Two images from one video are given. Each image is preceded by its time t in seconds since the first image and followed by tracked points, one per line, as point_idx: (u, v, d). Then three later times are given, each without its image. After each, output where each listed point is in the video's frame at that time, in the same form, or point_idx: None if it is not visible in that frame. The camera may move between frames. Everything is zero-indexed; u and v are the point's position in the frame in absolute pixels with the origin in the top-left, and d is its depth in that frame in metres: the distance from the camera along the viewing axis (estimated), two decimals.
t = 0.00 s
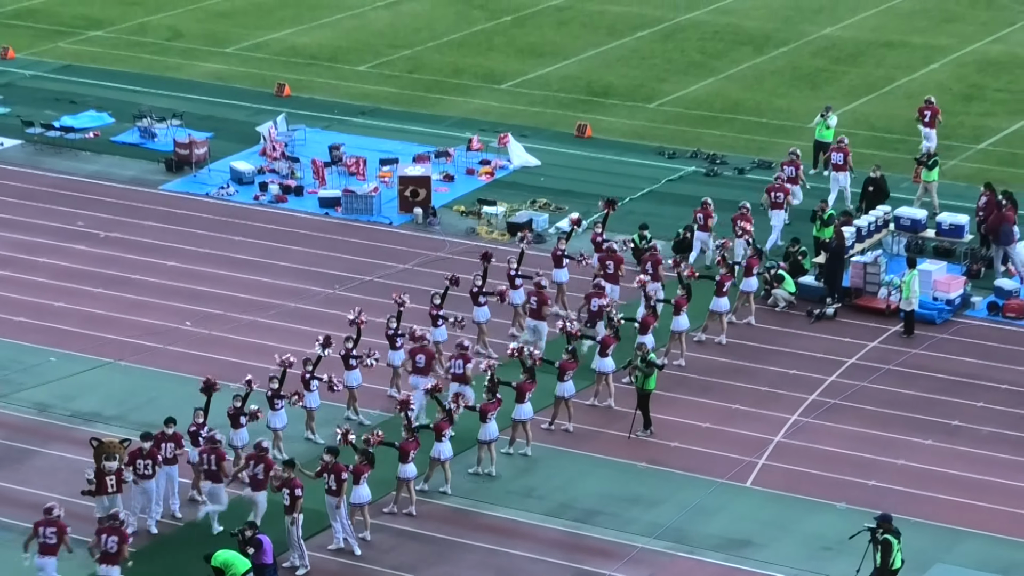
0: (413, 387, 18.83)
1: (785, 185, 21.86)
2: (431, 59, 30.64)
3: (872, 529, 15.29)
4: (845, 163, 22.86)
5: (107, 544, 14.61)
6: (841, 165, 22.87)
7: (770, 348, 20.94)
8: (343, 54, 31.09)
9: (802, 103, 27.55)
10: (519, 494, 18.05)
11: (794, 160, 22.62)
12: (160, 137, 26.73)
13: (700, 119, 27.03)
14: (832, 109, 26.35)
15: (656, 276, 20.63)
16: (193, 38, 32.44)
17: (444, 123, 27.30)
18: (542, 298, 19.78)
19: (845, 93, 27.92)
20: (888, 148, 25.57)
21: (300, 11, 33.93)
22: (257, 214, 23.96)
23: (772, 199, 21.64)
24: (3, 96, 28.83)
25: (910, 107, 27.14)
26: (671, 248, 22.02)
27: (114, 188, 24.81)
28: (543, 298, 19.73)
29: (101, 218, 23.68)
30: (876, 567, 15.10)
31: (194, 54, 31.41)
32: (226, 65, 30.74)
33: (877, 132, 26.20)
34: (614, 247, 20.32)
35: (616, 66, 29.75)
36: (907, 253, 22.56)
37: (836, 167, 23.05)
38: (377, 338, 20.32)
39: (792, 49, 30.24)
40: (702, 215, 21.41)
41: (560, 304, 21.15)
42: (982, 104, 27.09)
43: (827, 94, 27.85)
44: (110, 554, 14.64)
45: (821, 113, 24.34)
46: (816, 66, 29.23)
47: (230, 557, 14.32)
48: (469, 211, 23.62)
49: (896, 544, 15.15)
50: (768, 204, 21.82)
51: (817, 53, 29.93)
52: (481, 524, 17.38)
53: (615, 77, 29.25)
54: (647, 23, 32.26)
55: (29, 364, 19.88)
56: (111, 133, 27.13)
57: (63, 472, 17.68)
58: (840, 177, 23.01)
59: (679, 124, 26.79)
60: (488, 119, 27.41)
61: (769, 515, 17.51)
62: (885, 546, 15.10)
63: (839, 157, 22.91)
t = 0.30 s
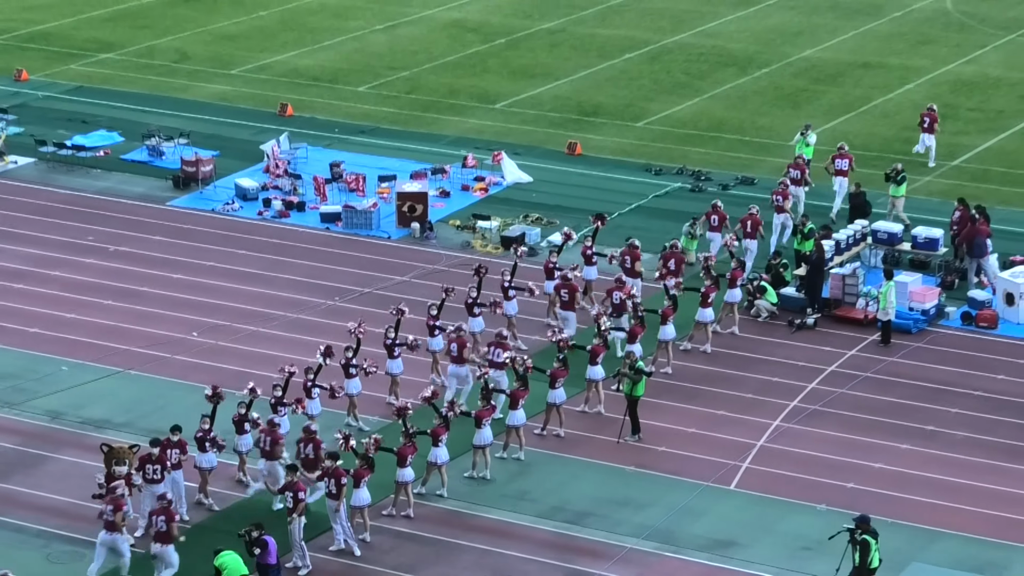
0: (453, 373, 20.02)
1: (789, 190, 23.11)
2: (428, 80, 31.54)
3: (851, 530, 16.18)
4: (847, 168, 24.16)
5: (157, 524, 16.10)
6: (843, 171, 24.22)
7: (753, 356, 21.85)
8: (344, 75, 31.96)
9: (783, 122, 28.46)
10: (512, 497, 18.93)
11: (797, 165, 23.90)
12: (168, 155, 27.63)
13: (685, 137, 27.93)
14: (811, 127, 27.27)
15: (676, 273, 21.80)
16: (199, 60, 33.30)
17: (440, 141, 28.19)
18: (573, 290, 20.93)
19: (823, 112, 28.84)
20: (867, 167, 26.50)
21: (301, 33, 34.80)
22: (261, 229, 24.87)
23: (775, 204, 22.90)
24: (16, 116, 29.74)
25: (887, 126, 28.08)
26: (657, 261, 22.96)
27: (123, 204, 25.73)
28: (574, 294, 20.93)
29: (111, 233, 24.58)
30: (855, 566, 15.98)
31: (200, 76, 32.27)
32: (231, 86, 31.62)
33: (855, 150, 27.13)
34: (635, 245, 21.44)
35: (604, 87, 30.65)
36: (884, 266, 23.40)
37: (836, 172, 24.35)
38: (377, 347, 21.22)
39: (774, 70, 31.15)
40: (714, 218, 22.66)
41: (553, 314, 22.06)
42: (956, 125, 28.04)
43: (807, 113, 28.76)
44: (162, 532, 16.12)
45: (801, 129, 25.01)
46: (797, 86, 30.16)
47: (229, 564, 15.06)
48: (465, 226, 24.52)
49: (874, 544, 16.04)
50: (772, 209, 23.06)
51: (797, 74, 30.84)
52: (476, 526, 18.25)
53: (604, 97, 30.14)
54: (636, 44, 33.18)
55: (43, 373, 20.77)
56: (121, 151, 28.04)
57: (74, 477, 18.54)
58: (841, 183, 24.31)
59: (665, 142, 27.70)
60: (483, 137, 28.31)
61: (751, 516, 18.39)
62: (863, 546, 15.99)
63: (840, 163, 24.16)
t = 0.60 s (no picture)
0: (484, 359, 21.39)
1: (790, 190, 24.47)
2: (425, 96, 32.49)
3: (830, 527, 17.08)
4: (842, 170, 25.57)
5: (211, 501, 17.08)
6: (838, 173, 25.61)
7: (737, 360, 22.82)
8: (344, 91, 32.92)
9: (764, 137, 29.41)
10: (506, 496, 19.88)
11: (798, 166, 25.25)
12: (176, 168, 28.60)
13: (670, 151, 28.89)
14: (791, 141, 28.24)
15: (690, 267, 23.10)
16: (205, 78, 34.24)
17: (435, 154, 29.15)
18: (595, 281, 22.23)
19: (804, 126, 29.81)
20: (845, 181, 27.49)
21: (303, 52, 35.75)
22: (265, 239, 25.85)
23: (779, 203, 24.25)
24: (30, 132, 30.71)
25: (864, 140, 29.06)
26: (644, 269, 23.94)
27: (134, 216, 26.72)
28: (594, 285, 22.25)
29: (121, 244, 25.57)
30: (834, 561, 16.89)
31: (207, 93, 33.22)
32: (236, 102, 32.57)
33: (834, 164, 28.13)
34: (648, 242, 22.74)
35: (593, 103, 31.62)
36: (861, 274, 24.44)
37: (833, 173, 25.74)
38: (376, 352, 22.20)
39: (756, 86, 32.10)
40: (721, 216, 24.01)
41: (545, 320, 23.03)
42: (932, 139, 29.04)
43: (788, 128, 29.73)
44: (213, 509, 17.13)
45: (781, 143, 26.20)
46: (778, 102, 31.14)
47: (228, 561, 16.05)
48: (460, 235, 25.50)
49: (853, 540, 16.95)
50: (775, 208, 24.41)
51: (778, 90, 31.81)
52: (472, 524, 19.19)
53: (593, 112, 31.10)
54: (624, 61, 34.17)
55: (56, 377, 21.72)
56: (131, 165, 29.02)
57: (86, 477, 19.48)
58: (837, 183, 25.72)
59: (652, 155, 28.67)
60: (477, 151, 29.27)
61: (735, 513, 19.33)
62: (842, 543, 16.90)
63: (837, 165, 25.58)
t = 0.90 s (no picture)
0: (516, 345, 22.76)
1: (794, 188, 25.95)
2: (424, 110, 33.48)
3: (812, 522, 17.95)
4: (842, 173, 26.85)
5: (258, 477, 18.90)
6: (838, 176, 26.89)
7: (723, 363, 23.82)
8: (346, 106, 33.93)
9: (747, 149, 30.42)
10: (502, 493, 20.86)
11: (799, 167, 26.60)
12: (185, 179, 29.62)
13: (660, 162, 29.91)
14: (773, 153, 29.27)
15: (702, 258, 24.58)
16: (213, 92, 35.24)
17: (434, 166, 30.15)
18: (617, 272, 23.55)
19: (787, 139, 30.86)
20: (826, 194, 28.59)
21: (307, 67, 36.75)
22: (270, 247, 26.89)
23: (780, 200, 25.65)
24: (45, 143, 31.74)
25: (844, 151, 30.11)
26: (634, 275, 24.97)
27: (145, 225, 27.75)
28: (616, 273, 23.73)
29: (133, 252, 26.60)
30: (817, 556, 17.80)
31: (215, 107, 34.22)
32: (242, 116, 33.57)
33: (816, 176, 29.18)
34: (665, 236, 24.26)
35: (585, 116, 32.65)
36: (841, 280, 25.62)
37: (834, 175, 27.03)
38: (377, 355, 23.20)
39: (741, 101, 33.14)
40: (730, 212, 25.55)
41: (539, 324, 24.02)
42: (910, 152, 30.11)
43: (772, 140, 30.76)
44: (261, 484, 18.93)
45: (763, 156, 26.94)
46: (762, 116, 32.21)
47: (227, 556, 17.06)
48: (458, 243, 26.53)
49: (833, 535, 17.82)
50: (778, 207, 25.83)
51: (763, 104, 32.87)
52: (469, 520, 20.17)
53: (585, 125, 32.10)
54: (615, 76, 35.22)
55: (71, 379, 22.71)
56: (142, 176, 30.05)
57: (100, 475, 20.45)
58: (839, 184, 26.97)
59: (641, 167, 29.69)
60: (474, 163, 30.29)
61: (721, 509, 20.31)
62: (823, 538, 17.80)
63: (838, 167, 26.82)
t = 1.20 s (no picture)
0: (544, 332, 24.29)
1: (794, 187, 27.64)
2: (423, 121, 34.55)
3: (795, 514, 18.85)
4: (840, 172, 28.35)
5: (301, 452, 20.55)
6: (838, 174, 28.34)
7: (710, 363, 24.90)
8: (349, 116, 35.01)
9: (732, 157, 31.52)
10: (498, 487, 21.92)
11: (799, 166, 28.00)
12: (195, 187, 30.71)
13: (651, 170, 31.03)
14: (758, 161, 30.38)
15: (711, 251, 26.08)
16: (222, 104, 36.31)
17: (433, 174, 31.24)
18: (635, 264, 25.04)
19: (770, 148, 32.00)
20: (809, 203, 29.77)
21: (312, 80, 37.82)
22: (276, 252, 27.99)
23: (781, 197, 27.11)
24: (61, 152, 32.84)
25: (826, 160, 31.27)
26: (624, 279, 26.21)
27: (156, 231, 28.85)
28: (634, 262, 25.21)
29: (146, 256, 27.71)
30: (800, 543, 18.78)
31: (224, 118, 35.28)
32: (250, 127, 34.62)
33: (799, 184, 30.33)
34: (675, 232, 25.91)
35: (577, 126, 33.76)
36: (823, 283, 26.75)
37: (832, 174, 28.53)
38: (378, 355, 24.27)
39: (727, 112, 34.27)
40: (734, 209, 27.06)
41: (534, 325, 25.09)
42: (889, 161, 31.30)
43: (756, 150, 31.89)
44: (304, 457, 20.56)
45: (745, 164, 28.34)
46: (747, 126, 33.35)
47: (227, 548, 18.14)
48: (456, 248, 27.66)
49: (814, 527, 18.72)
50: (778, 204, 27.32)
51: (747, 115, 34.02)
52: (468, 513, 21.21)
53: (577, 135, 33.20)
54: (607, 88, 36.37)
55: (86, 378, 23.77)
56: (154, 184, 31.16)
57: (114, 469, 21.50)
58: (837, 183, 28.49)
59: (632, 175, 30.81)
60: (472, 171, 31.39)
61: (709, 502, 21.35)
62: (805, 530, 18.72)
63: (836, 166, 28.37)
